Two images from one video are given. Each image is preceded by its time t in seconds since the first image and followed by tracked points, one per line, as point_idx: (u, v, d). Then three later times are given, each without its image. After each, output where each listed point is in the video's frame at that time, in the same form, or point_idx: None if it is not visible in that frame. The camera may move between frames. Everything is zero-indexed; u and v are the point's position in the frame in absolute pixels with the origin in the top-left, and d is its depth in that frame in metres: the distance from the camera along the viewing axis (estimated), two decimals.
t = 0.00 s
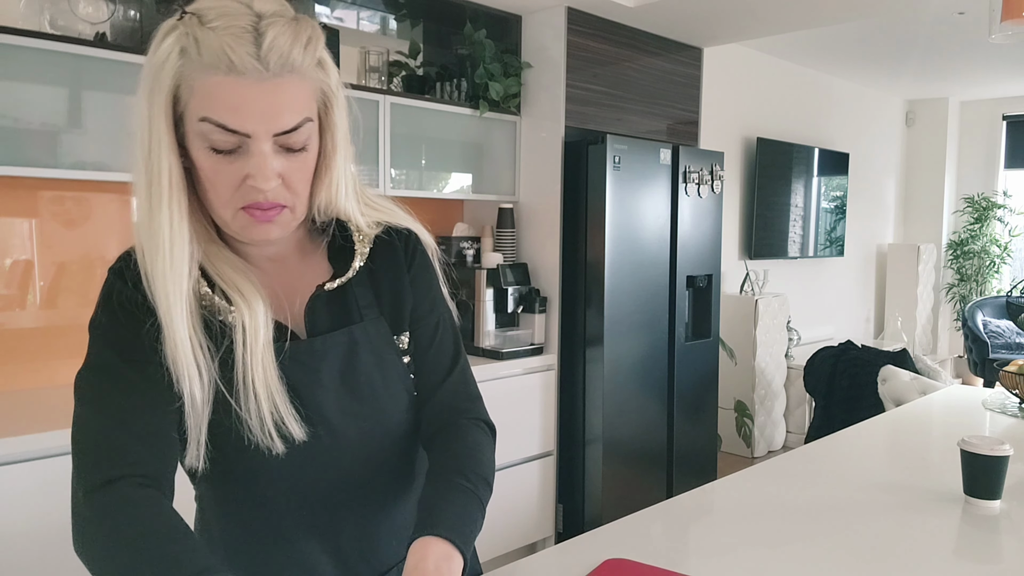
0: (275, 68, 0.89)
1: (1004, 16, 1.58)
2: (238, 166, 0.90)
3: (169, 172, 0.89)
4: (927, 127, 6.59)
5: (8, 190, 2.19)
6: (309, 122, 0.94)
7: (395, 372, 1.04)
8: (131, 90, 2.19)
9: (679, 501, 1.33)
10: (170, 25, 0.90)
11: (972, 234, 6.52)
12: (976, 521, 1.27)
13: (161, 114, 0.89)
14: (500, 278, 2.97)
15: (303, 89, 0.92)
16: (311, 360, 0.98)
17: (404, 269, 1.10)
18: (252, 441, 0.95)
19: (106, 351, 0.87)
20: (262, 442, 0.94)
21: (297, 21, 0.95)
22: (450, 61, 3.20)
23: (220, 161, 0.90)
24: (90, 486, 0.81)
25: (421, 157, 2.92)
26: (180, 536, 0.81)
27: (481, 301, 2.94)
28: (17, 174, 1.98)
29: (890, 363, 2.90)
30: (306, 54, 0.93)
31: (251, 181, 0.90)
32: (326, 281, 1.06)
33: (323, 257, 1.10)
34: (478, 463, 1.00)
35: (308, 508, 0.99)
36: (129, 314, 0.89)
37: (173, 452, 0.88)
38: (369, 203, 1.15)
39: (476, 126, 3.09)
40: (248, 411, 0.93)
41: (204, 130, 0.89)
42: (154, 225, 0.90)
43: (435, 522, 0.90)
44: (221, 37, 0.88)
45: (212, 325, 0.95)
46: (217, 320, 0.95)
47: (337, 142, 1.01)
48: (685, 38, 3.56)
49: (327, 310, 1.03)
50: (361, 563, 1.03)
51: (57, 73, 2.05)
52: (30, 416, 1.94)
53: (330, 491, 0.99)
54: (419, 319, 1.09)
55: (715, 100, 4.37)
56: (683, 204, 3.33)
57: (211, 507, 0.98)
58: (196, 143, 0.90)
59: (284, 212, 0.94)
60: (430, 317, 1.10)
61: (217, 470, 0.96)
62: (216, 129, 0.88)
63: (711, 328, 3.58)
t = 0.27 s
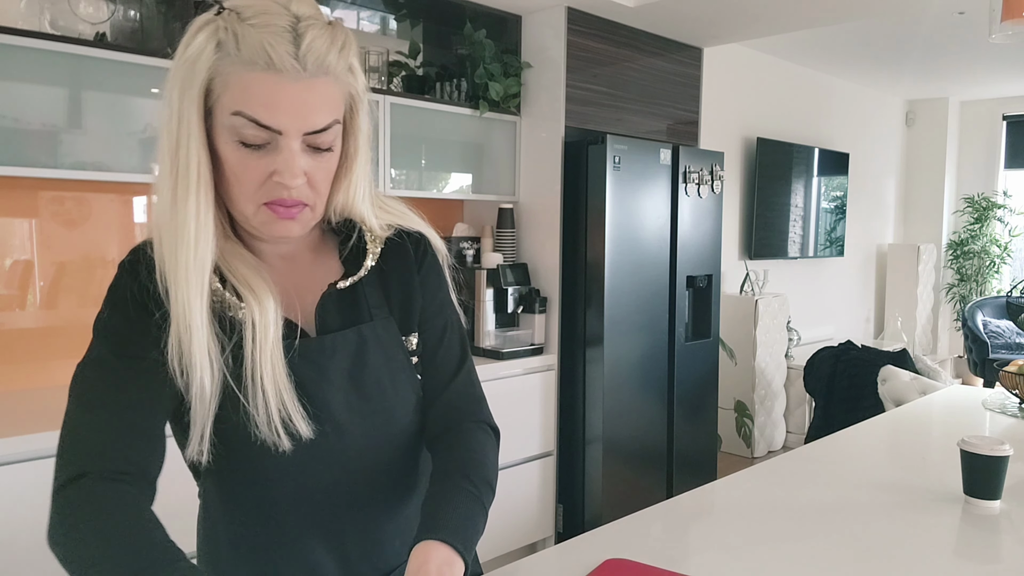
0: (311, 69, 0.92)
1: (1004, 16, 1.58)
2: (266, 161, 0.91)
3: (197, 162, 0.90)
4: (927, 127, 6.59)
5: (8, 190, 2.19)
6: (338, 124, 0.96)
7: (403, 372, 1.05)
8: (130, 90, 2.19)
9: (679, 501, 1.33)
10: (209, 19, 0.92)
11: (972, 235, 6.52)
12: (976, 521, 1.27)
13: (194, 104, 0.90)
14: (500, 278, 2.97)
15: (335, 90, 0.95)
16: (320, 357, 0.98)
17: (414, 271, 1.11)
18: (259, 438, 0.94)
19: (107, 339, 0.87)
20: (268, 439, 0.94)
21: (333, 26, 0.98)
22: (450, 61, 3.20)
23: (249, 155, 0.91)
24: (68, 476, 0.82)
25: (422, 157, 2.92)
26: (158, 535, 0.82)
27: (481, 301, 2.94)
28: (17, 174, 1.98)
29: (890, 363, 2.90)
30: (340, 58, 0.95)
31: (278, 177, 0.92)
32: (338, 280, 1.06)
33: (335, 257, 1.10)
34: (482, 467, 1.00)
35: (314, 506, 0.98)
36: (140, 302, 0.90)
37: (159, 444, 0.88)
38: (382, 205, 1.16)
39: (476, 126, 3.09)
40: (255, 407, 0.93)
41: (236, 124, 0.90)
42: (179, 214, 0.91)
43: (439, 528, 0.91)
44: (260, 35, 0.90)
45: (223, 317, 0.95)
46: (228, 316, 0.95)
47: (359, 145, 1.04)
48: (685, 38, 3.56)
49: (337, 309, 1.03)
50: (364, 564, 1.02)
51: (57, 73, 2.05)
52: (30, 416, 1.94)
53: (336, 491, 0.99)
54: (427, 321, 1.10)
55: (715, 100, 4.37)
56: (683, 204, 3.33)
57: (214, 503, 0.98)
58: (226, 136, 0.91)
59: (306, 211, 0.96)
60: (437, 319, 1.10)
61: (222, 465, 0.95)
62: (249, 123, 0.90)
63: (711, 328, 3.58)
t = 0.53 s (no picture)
0: (334, 72, 0.92)
1: (1004, 16, 1.58)
2: (282, 161, 0.92)
3: (214, 159, 0.91)
4: (927, 127, 6.59)
5: (8, 190, 2.19)
6: (355, 127, 0.97)
7: (406, 374, 1.04)
8: (130, 89, 2.19)
9: (679, 501, 1.33)
10: (234, 17, 0.93)
11: (972, 235, 6.52)
12: (976, 522, 1.27)
13: (215, 101, 0.91)
14: (500, 278, 2.96)
15: (354, 94, 0.95)
16: (323, 358, 0.98)
17: (420, 273, 1.10)
18: (260, 437, 0.94)
19: (100, 334, 0.87)
20: (266, 439, 0.94)
21: (356, 32, 0.99)
22: (450, 61, 3.20)
23: (266, 153, 0.92)
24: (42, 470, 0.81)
25: (421, 157, 2.92)
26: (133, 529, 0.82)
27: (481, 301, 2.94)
28: (16, 174, 1.98)
29: (889, 363, 2.90)
30: (362, 64, 0.96)
31: (294, 177, 0.92)
32: (344, 280, 1.06)
33: (343, 259, 1.10)
34: (481, 470, 1.00)
35: (314, 507, 0.98)
36: (145, 298, 0.91)
37: (140, 442, 0.88)
38: (392, 208, 1.16)
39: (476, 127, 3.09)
40: (256, 406, 0.93)
41: (255, 122, 0.91)
42: (194, 210, 0.91)
43: (436, 531, 0.91)
44: (286, 36, 0.91)
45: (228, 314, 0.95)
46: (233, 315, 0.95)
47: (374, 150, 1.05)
48: (685, 38, 3.56)
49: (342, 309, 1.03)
50: (364, 565, 1.02)
51: (56, 73, 2.05)
52: (29, 417, 1.94)
53: (336, 491, 0.98)
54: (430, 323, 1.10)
55: (715, 100, 4.37)
56: (683, 204, 3.33)
57: (213, 501, 0.98)
58: (244, 134, 0.92)
59: (319, 213, 0.96)
60: (440, 321, 1.11)
61: (222, 465, 0.95)
62: (268, 122, 0.91)
63: (711, 328, 3.57)
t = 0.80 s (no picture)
0: (341, 73, 0.92)
1: (1004, 16, 1.58)
2: (288, 161, 0.92)
3: (220, 158, 0.91)
4: (927, 127, 6.59)
5: (8, 190, 2.19)
6: (360, 129, 0.97)
7: (405, 375, 1.04)
8: (130, 89, 2.18)
9: (679, 501, 1.33)
10: (242, 17, 0.93)
11: (972, 235, 6.52)
12: (976, 521, 1.27)
13: (222, 100, 0.91)
14: (500, 278, 2.96)
15: (360, 96, 0.95)
16: (322, 359, 0.98)
17: (420, 274, 1.11)
18: (259, 436, 0.94)
19: (97, 333, 0.87)
20: (265, 439, 0.94)
21: (363, 34, 0.99)
22: (450, 61, 3.20)
23: (271, 153, 0.92)
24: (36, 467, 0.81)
25: (421, 157, 2.92)
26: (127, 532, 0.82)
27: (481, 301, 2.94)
28: (16, 174, 1.98)
29: (889, 363, 2.90)
30: (368, 66, 0.96)
31: (299, 177, 0.92)
32: (344, 280, 1.06)
33: (344, 259, 1.10)
34: (482, 473, 1.00)
35: (313, 507, 0.98)
36: (145, 297, 0.92)
37: (135, 443, 0.88)
38: (395, 210, 1.16)
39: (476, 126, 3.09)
40: (255, 406, 0.93)
41: (261, 122, 0.91)
42: (199, 209, 0.91)
43: (443, 539, 0.91)
44: (294, 36, 0.91)
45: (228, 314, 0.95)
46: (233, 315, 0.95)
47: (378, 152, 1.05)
48: (684, 38, 3.56)
49: (341, 309, 1.03)
50: (364, 565, 1.02)
51: (56, 72, 2.05)
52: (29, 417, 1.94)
53: (335, 492, 0.98)
54: (430, 324, 1.10)
55: (715, 101, 4.37)
56: (683, 204, 3.33)
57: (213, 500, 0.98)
58: (250, 134, 0.92)
59: (323, 214, 0.96)
60: (439, 321, 1.11)
61: (222, 464, 0.95)
62: (274, 122, 0.91)
63: (711, 328, 3.57)
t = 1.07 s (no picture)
0: (343, 73, 0.92)
1: (1003, 16, 1.58)
2: (289, 160, 0.92)
3: (221, 157, 0.91)
4: (927, 127, 6.59)
5: (7, 190, 2.19)
6: (361, 128, 0.97)
7: (405, 374, 1.04)
8: (130, 89, 2.18)
9: (678, 501, 1.33)
10: (243, 15, 0.93)
11: (972, 235, 6.52)
12: (976, 521, 1.27)
13: (223, 98, 0.91)
14: (500, 278, 2.96)
15: (362, 96, 0.95)
16: (322, 359, 0.98)
17: (420, 274, 1.11)
18: (259, 437, 0.94)
19: (90, 339, 0.87)
20: (264, 440, 0.94)
21: (365, 34, 0.99)
22: (450, 61, 3.20)
23: (273, 152, 0.92)
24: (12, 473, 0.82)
25: (421, 157, 2.92)
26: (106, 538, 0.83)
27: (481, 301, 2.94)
28: (16, 174, 1.98)
29: (889, 363, 2.90)
30: (369, 66, 0.96)
31: (300, 177, 0.92)
32: (345, 280, 1.06)
33: (344, 259, 1.10)
34: (484, 471, 1.00)
35: (312, 508, 0.97)
36: (142, 299, 0.92)
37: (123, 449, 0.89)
38: (395, 210, 1.16)
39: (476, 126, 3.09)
40: (255, 405, 0.93)
41: (262, 121, 0.91)
42: (200, 208, 0.91)
43: (450, 539, 0.91)
44: (296, 35, 0.91)
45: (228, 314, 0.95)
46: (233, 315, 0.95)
47: (378, 152, 1.05)
48: (684, 38, 3.56)
49: (341, 309, 1.03)
50: (363, 565, 1.02)
51: (56, 72, 2.05)
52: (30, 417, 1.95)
53: (334, 493, 0.98)
54: (430, 324, 1.10)
55: (715, 101, 4.37)
56: (684, 205, 3.33)
57: (212, 500, 0.98)
58: (251, 132, 0.92)
59: (323, 213, 0.96)
60: (439, 320, 1.11)
61: (221, 463, 0.95)
62: (276, 121, 0.91)
63: (711, 328, 3.57)
